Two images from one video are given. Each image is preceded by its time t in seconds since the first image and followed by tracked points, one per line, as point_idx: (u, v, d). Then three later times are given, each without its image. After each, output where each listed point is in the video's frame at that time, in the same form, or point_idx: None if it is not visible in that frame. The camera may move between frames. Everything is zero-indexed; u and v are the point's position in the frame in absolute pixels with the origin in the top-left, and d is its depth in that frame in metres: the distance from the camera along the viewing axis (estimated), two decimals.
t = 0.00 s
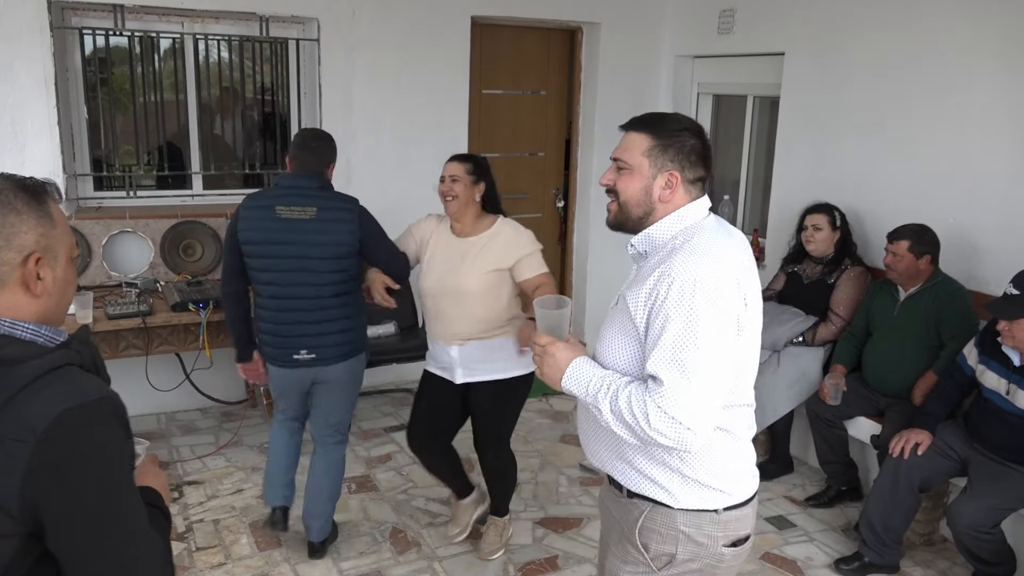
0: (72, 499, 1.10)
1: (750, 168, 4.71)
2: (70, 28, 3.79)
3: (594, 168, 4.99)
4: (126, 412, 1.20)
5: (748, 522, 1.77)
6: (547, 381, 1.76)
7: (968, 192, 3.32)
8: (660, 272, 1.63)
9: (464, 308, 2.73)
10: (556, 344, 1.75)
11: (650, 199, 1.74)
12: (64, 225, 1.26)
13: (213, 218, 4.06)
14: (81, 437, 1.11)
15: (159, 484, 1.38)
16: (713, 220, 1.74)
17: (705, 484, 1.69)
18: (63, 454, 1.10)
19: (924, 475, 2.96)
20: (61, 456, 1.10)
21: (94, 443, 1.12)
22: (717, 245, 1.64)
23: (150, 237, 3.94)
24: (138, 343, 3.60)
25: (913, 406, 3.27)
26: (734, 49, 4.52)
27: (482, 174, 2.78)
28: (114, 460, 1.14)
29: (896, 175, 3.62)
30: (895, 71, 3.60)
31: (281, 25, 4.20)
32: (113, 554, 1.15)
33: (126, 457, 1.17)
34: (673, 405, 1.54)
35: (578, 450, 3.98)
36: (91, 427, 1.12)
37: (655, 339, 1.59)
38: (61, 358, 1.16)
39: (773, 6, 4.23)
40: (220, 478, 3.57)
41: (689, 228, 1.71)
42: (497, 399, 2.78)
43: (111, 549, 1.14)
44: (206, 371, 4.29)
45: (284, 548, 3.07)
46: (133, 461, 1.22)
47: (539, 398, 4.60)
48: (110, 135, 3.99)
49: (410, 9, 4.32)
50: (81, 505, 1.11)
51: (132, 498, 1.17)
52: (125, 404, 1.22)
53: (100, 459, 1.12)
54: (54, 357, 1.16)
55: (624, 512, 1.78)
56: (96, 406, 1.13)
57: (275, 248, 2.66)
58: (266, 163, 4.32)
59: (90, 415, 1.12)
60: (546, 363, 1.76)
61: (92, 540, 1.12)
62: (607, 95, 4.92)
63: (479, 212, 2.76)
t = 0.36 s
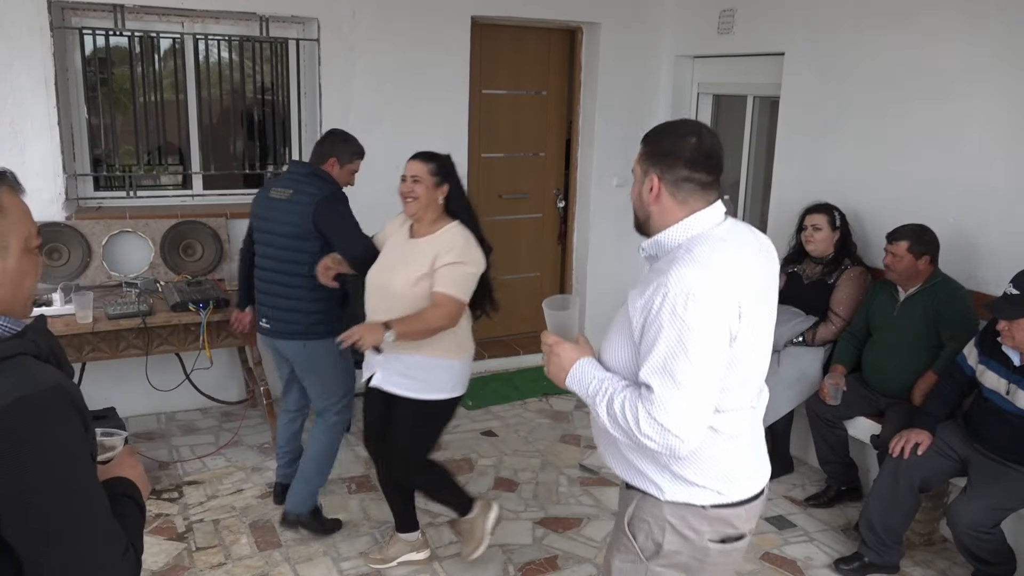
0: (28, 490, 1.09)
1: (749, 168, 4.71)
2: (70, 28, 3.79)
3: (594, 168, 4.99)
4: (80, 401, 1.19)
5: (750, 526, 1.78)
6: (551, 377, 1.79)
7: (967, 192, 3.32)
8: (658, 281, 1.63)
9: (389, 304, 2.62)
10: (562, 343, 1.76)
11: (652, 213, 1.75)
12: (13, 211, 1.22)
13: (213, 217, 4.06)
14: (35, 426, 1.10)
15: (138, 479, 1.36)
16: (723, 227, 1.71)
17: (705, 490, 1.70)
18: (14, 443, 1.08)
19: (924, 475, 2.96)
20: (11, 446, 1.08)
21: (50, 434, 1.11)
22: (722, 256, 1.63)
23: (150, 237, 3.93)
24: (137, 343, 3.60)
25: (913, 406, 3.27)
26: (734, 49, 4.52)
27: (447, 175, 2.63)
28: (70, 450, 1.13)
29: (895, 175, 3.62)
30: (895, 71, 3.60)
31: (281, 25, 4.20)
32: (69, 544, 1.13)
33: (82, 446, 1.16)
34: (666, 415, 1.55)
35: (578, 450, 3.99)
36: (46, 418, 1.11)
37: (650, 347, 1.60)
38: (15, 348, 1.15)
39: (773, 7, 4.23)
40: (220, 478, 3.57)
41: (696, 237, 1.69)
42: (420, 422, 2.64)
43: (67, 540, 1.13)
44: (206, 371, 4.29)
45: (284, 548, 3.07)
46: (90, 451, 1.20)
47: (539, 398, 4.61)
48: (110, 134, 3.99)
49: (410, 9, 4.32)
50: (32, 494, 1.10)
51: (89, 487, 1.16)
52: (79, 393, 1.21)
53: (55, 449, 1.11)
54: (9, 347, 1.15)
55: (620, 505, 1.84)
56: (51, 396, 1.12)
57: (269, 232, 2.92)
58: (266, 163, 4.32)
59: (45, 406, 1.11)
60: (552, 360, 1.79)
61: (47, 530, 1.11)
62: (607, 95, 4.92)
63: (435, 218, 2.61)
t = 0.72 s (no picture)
0: (19, 494, 1.02)
1: (749, 168, 4.71)
2: (70, 28, 3.80)
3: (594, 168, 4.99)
4: (71, 396, 1.11)
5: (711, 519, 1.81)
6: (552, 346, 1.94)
7: (967, 192, 3.32)
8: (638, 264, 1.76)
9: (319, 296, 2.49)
10: (563, 309, 1.89)
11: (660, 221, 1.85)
12: None
13: (213, 218, 4.06)
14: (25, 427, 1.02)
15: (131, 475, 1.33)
16: (722, 220, 1.79)
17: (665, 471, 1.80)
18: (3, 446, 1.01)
19: (924, 475, 2.96)
20: None
21: (42, 433, 1.04)
22: (703, 243, 1.72)
23: (150, 237, 3.93)
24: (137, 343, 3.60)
25: (913, 406, 3.27)
26: (733, 49, 4.52)
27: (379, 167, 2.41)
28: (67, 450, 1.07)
29: (895, 175, 3.62)
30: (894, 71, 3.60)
31: (281, 25, 4.20)
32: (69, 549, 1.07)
33: (76, 445, 1.09)
34: (619, 378, 1.66)
35: (578, 450, 3.98)
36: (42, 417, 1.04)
37: (621, 317, 1.71)
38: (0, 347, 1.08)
39: (773, 6, 4.23)
40: (220, 478, 3.57)
41: (689, 227, 1.78)
42: (327, 418, 2.50)
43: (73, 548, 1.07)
44: (206, 372, 4.29)
45: (284, 548, 3.07)
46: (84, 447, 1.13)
47: (539, 398, 4.61)
48: (110, 134, 3.99)
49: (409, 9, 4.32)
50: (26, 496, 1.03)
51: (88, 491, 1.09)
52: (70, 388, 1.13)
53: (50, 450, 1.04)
54: None
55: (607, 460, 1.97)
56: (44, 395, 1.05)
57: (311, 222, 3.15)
58: (266, 164, 4.32)
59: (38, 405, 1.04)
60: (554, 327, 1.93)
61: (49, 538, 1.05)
62: (607, 95, 4.92)
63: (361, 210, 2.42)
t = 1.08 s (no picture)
0: (58, 496, 1.06)
1: (749, 167, 4.71)
2: (70, 28, 3.79)
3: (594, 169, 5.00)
4: (99, 401, 1.16)
5: (640, 485, 1.95)
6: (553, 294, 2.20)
7: (967, 192, 3.32)
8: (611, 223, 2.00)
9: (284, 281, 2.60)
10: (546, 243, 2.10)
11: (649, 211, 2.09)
12: (13, 218, 1.20)
13: (213, 218, 4.06)
14: (56, 428, 1.06)
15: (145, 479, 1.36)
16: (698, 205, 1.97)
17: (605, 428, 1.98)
18: (42, 451, 1.05)
19: (924, 475, 2.96)
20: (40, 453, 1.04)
21: (78, 437, 1.08)
22: (669, 217, 1.92)
23: (150, 237, 3.93)
24: (137, 343, 3.60)
25: (913, 406, 3.27)
26: (733, 49, 4.52)
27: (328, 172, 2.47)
28: (95, 449, 1.10)
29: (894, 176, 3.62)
30: (894, 71, 3.60)
31: (281, 25, 4.20)
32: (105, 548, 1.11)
33: (106, 447, 1.13)
34: (545, 303, 1.91)
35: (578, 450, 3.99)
36: (75, 417, 1.08)
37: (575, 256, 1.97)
38: (31, 353, 1.11)
39: (773, 6, 4.24)
40: (220, 478, 3.58)
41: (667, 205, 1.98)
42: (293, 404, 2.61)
43: (102, 545, 1.11)
44: (206, 372, 4.29)
45: (284, 548, 3.07)
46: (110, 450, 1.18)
47: (539, 398, 4.61)
48: (109, 134, 3.99)
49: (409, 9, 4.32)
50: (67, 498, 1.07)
51: (114, 489, 1.13)
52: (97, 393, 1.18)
53: (80, 448, 1.08)
54: (25, 351, 1.10)
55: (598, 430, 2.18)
56: (74, 398, 1.09)
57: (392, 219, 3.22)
58: (266, 164, 4.32)
59: (68, 406, 1.08)
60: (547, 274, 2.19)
61: (79, 535, 1.08)
62: (607, 95, 4.93)
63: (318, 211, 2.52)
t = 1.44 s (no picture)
0: (75, 494, 1.09)
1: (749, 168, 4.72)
2: (70, 28, 3.79)
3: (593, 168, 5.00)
4: (118, 403, 1.20)
5: (618, 444, 2.11)
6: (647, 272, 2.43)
7: (967, 192, 3.32)
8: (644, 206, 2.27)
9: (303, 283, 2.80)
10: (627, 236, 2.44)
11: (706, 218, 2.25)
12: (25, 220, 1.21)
13: (213, 218, 4.06)
14: (72, 426, 1.09)
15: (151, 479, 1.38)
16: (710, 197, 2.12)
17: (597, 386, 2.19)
18: (62, 451, 1.08)
19: (924, 475, 2.96)
20: (60, 453, 1.08)
21: (96, 437, 1.12)
22: (672, 199, 2.12)
23: (149, 237, 3.93)
24: (137, 343, 3.60)
25: (913, 406, 3.27)
26: (733, 49, 4.53)
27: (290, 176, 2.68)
28: (110, 447, 1.14)
29: (894, 176, 3.63)
30: (893, 72, 3.60)
31: (281, 25, 4.20)
32: (123, 545, 1.14)
33: (123, 448, 1.17)
34: (552, 264, 2.31)
35: (578, 450, 3.99)
36: (92, 415, 1.12)
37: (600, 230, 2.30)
38: (50, 354, 1.14)
39: (773, 6, 4.24)
40: (220, 478, 3.58)
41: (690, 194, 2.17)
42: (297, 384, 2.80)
43: (118, 542, 1.14)
44: (206, 372, 4.29)
45: (284, 548, 3.07)
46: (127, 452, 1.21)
47: (539, 398, 4.61)
48: (109, 135, 3.99)
49: (410, 9, 4.32)
50: (85, 497, 1.10)
51: (129, 486, 1.16)
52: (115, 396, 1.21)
53: (96, 446, 1.12)
54: (43, 352, 1.14)
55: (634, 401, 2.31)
56: (90, 398, 1.12)
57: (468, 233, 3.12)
58: (266, 164, 4.32)
59: (83, 405, 1.11)
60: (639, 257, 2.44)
61: (94, 532, 1.11)
62: (607, 95, 4.93)
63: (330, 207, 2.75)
